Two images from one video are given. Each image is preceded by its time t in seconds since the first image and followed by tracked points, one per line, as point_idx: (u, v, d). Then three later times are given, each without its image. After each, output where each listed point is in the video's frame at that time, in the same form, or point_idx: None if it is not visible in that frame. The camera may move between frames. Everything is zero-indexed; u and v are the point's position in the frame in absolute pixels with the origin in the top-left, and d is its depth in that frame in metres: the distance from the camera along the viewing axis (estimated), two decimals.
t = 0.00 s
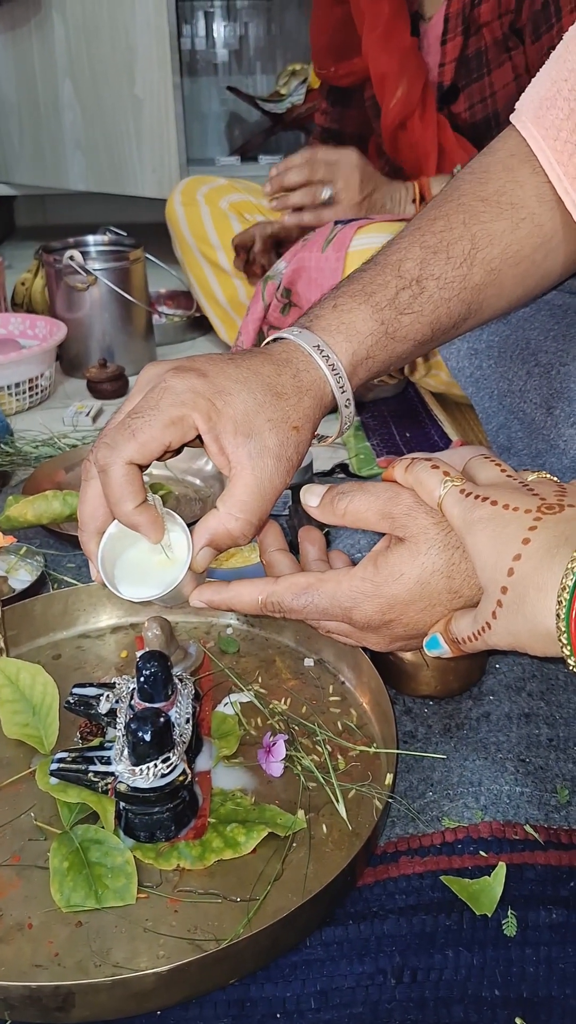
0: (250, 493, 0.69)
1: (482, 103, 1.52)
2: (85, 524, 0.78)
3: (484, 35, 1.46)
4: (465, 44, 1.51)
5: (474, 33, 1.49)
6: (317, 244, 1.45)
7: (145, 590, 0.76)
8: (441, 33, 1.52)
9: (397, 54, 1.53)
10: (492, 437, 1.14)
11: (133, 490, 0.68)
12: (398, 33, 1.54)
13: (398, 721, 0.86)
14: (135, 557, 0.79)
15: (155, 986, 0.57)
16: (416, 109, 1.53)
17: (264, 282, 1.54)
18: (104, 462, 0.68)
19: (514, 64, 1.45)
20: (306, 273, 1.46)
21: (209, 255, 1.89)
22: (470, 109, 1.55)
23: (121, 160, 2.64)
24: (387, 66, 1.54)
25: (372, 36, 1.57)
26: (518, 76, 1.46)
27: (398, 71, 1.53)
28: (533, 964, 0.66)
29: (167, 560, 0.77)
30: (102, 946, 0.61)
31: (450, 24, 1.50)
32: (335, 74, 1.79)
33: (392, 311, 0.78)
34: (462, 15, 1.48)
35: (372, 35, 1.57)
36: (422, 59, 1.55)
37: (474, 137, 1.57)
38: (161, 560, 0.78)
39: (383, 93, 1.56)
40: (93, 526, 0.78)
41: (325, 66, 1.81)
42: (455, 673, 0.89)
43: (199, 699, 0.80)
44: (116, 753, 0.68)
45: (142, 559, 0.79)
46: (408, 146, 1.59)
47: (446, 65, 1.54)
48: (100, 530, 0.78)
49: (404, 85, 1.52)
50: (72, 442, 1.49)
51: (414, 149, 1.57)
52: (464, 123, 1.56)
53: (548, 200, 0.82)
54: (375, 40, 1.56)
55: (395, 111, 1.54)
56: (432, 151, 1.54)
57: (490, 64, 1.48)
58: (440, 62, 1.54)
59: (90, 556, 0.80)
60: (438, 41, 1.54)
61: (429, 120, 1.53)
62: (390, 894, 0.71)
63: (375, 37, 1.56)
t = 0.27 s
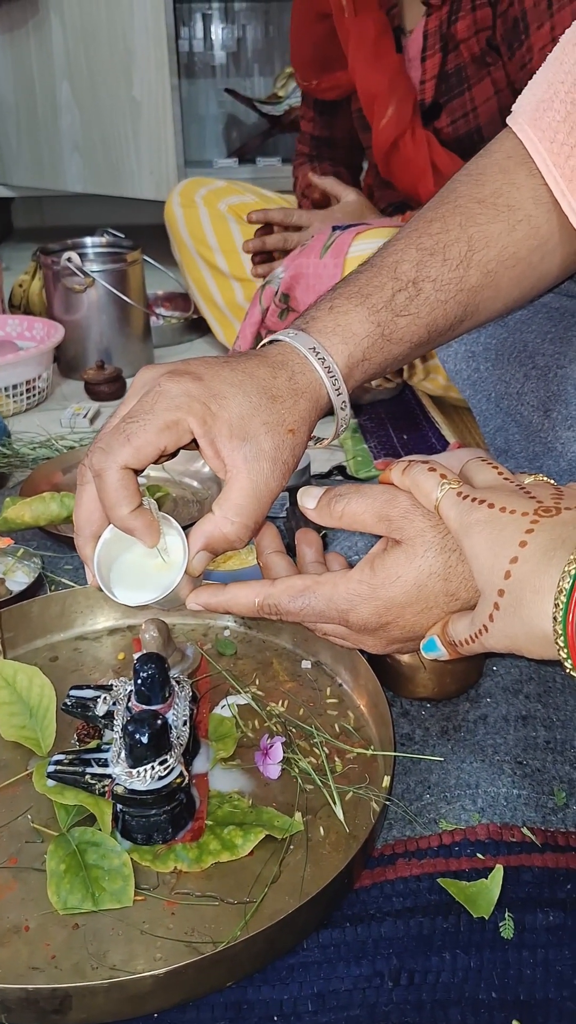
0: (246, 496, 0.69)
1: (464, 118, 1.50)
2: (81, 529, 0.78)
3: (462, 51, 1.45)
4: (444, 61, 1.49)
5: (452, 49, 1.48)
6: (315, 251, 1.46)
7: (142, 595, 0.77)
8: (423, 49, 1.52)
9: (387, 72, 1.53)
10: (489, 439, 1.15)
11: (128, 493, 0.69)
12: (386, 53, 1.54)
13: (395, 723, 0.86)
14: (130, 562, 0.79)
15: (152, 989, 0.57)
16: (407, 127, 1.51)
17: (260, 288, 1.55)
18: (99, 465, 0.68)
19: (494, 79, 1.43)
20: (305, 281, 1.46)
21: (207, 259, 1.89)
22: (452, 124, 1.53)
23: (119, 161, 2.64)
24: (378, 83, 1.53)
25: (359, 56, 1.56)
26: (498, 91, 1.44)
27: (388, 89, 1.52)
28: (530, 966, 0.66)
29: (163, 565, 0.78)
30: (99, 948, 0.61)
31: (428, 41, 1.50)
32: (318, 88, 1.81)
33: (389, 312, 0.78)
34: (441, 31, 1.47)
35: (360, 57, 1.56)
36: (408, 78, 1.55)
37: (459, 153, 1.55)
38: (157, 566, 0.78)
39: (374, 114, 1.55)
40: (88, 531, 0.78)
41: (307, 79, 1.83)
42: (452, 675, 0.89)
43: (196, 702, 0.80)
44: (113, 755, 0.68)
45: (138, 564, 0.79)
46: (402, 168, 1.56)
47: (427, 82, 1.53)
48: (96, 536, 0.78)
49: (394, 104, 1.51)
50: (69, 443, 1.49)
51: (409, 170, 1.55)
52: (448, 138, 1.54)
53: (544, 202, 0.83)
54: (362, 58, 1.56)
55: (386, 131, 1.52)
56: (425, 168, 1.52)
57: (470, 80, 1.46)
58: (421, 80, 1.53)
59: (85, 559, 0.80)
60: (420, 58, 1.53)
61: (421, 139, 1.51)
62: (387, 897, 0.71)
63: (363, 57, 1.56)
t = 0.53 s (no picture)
0: (241, 497, 0.69)
1: (439, 124, 1.50)
2: (75, 531, 0.78)
3: (434, 57, 1.46)
4: (417, 68, 1.50)
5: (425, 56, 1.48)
6: (308, 254, 1.46)
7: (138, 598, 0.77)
8: (396, 57, 1.53)
9: (364, 82, 1.55)
10: (486, 441, 1.15)
11: (122, 495, 0.69)
12: (362, 61, 1.57)
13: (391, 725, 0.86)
14: (124, 563, 0.79)
15: (147, 991, 0.57)
16: (385, 135, 1.53)
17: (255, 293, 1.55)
18: (92, 467, 0.68)
19: (465, 85, 1.43)
20: (298, 284, 1.46)
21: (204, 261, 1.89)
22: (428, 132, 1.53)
23: (116, 163, 2.64)
24: (354, 93, 1.55)
25: (337, 66, 1.59)
26: (471, 96, 1.43)
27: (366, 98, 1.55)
28: (526, 968, 0.66)
29: (158, 565, 0.78)
30: (94, 949, 0.61)
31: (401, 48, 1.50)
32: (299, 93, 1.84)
33: (384, 313, 0.78)
34: (413, 37, 1.47)
35: (337, 67, 1.59)
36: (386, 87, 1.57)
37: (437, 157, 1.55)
38: (152, 566, 0.79)
39: (352, 124, 1.58)
40: (82, 531, 0.77)
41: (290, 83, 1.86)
42: (448, 677, 0.89)
43: (191, 703, 0.79)
44: (109, 756, 0.68)
45: (131, 565, 0.79)
46: (383, 176, 1.57)
47: (400, 90, 1.53)
48: (90, 537, 0.78)
49: (371, 113, 1.54)
50: (66, 445, 1.49)
51: (389, 177, 1.56)
52: (424, 143, 1.55)
53: (539, 203, 0.83)
54: (339, 69, 1.58)
55: (365, 140, 1.55)
56: (406, 174, 1.53)
57: (443, 85, 1.46)
58: (395, 86, 1.54)
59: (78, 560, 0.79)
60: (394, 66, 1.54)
61: (399, 147, 1.52)
62: (383, 898, 0.71)
63: (340, 67, 1.58)
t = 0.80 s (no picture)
0: (239, 499, 0.69)
1: (426, 134, 1.51)
2: (73, 532, 0.78)
3: (417, 68, 1.46)
4: (402, 79, 1.51)
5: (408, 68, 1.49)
6: (307, 259, 1.46)
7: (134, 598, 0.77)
8: (380, 70, 1.53)
9: (347, 94, 1.55)
10: (484, 443, 1.15)
11: (120, 496, 0.69)
12: (342, 75, 1.57)
13: (389, 727, 0.86)
14: (123, 564, 0.79)
15: (145, 992, 0.57)
16: (372, 148, 1.53)
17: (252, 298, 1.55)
18: (90, 469, 0.68)
19: (450, 94, 1.44)
20: (297, 288, 1.47)
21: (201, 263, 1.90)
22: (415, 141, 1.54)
23: (114, 164, 2.64)
24: (337, 107, 1.55)
25: (318, 83, 1.59)
26: (456, 105, 1.44)
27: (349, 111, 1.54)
28: (524, 969, 0.66)
29: (157, 566, 0.78)
30: (92, 951, 0.61)
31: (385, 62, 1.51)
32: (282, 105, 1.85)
33: (382, 315, 0.79)
34: (395, 51, 1.48)
35: (318, 85, 1.59)
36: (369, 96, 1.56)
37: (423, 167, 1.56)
38: (150, 567, 0.78)
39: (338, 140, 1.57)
40: (80, 535, 0.78)
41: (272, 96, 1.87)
42: (446, 679, 0.90)
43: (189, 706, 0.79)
44: (107, 758, 0.68)
45: (130, 566, 0.79)
46: (373, 188, 1.57)
47: (386, 102, 1.54)
48: (88, 538, 0.78)
49: (356, 125, 1.53)
50: (63, 446, 1.49)
51: (380, 189, 1.56)
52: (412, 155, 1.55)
53: (537, 205, 0.83)
54: (321, 85, 1.58)
55: (353, 153, 1.54)
56: (395, 185, 1.52)
57: (428, 96, 1.47)
58: (380, 99, 1.55)
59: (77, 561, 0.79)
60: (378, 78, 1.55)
61: (386, 158, 1.52)
62: (381, 900, 0.71)
63: (322, 84, 1.58)
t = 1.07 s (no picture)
0: (236, 500, 0.69)
1: (417, 140, 1.51)
2: (70, 531, 0.78)
3: (407, 75, 1.46)
4: (391, 86, 1.50)
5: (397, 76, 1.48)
6: (303, 262, 1.47)
7: (130, 598, 0.77)
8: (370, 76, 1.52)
9: (333, 105, 1.54)
10: (482, 445, 1.15)
11: (117, 496, 0.69)
12: (328, 84, 1.55)
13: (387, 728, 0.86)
14: (120, 564, 0.79)
15: (142, 993, 0.57)
16: (362, 156, 1.53)
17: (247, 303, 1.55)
18: (88, 469, 0.68)
19: (441, 100, 1.45)
20: (293, 291, 1.47)
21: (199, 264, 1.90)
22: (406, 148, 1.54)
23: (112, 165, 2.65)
24: (324, 119, 1.54)
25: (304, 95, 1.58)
26: (447, 111, 1.45)
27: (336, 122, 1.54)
28: (521, 970, 0.66)
29: (154, 567, 0.78)
30: (90, 951, 0.61)
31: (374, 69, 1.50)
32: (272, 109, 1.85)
33: (380, 316, 0.79)
34: (384, 58, 1.47)
35: (305, 95, 1.58)
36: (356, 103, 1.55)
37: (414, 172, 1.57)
38: (148, 567, 0.78)
39: (328, 149, 1.58)
40: (77, 535, 0.78)
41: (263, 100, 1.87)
42: (444, 680, 0.90)
43: (187, 706, 0.79)
44: (105, 759, 0.68)
45: (127, 566, 0.79)
46: (365, 194, 1.58)
47: (376, 109, 1.53)
48: (85, 537, 0.78)
49: (345, 136, 1.53)
50: (61, 446, 1.49)
51: (372, 194, 1.57)
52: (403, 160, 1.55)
53: (535, 207, 0.83)
54: (307, 97, 1.57)
55: (343, 162, 1.55)
56: (386, 192, 1.53)
57: (418, 102, 1.48)
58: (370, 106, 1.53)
59: (74, 561, 0.79)
60: (367, 86, 1.54)
61: (377, 165, 1.52)
62: (379, 901, 0.71)
63: (308, 96, 1.57)
